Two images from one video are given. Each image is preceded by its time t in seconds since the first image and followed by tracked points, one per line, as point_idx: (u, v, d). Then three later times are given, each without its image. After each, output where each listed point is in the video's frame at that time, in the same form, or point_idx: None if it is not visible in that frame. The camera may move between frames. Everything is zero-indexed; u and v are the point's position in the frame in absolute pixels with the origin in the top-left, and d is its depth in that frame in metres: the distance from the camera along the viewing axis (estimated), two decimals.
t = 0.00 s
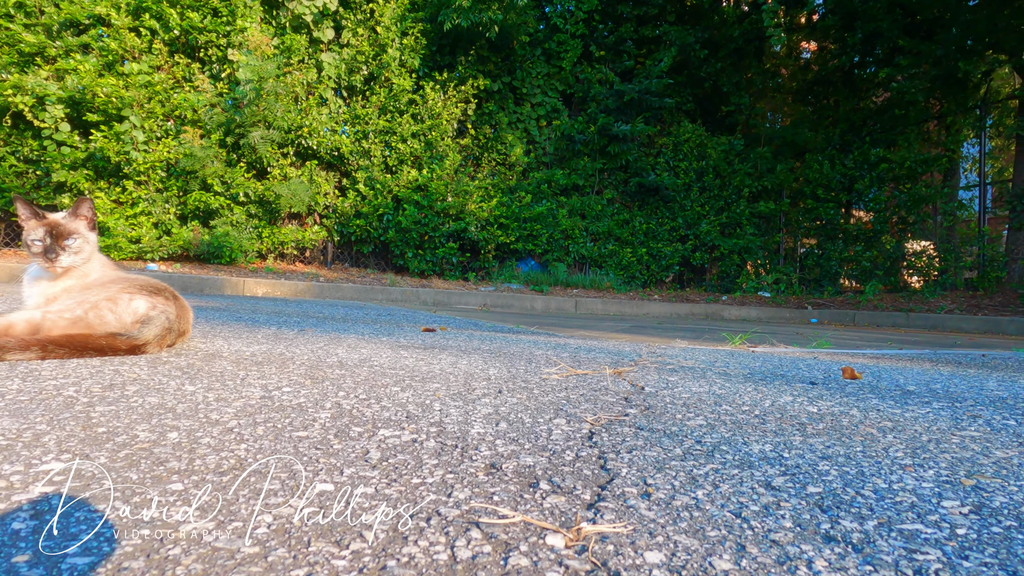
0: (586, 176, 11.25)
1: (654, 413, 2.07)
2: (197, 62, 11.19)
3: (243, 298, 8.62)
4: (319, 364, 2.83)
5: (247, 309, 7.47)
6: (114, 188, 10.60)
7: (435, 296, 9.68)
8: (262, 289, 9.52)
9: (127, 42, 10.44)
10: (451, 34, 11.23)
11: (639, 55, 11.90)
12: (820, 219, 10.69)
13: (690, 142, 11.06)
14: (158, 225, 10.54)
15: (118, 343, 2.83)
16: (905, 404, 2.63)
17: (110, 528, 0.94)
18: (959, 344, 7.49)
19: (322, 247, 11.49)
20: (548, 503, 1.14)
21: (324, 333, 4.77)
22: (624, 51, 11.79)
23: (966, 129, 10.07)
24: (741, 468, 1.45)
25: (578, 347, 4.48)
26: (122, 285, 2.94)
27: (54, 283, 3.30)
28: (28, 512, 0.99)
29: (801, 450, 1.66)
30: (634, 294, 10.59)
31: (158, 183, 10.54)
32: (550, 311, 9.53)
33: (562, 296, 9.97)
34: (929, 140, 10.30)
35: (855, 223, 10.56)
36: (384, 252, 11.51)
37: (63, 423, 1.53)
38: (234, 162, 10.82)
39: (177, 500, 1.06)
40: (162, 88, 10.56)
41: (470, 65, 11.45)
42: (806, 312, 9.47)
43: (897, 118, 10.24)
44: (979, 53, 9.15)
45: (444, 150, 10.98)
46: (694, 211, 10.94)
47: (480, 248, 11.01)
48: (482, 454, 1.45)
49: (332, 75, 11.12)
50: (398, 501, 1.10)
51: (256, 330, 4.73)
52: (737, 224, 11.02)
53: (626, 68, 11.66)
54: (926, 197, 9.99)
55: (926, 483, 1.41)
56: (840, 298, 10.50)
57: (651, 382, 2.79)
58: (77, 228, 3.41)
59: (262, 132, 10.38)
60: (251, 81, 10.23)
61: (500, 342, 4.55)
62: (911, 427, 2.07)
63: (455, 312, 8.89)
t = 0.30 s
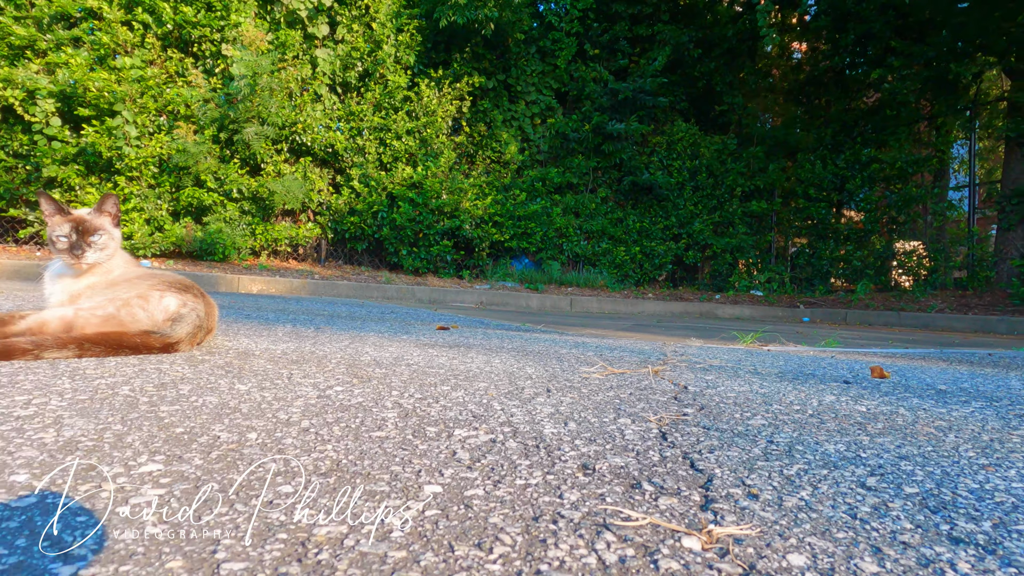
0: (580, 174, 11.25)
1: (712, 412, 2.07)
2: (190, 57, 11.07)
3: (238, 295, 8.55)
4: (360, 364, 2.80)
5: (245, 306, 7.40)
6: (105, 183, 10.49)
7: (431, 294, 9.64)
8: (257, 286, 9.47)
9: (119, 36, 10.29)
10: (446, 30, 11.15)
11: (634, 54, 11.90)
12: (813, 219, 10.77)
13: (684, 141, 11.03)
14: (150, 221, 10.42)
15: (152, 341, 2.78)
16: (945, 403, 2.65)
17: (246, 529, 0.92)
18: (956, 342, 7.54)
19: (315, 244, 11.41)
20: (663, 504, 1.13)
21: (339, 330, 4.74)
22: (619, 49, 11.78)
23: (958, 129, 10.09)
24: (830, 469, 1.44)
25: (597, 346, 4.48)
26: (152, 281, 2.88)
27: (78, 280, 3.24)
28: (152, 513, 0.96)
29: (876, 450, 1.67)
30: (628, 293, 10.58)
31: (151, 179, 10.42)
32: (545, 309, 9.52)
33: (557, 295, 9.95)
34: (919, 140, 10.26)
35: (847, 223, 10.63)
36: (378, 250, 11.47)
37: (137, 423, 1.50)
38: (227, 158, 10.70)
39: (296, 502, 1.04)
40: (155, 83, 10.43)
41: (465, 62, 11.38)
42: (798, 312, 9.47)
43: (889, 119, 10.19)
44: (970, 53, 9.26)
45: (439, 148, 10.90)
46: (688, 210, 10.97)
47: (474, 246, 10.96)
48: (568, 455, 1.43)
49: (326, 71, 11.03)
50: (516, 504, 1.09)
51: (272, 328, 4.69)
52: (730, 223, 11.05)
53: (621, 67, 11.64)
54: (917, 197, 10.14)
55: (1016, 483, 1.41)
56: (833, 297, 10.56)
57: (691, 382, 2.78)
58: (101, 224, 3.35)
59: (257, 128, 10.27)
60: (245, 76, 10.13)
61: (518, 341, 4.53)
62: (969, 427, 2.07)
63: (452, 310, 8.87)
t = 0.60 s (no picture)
0: (573, 174, 11.25)
1: (757, 415, 2.07)
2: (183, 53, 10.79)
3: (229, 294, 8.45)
4: (393, 365, 2.79)
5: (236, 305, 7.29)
6: (95, 180, 10.38)
7: (425, 292, 9.59)
8: (249, 285, 9.41)
9: (110, 31, 10.17)
10: (441, 28, 11.11)
11: (627, 54, 11.91)
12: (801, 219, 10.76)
13: (676, 141, 11.18)
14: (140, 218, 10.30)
15: (178, 343, 2.75)
16: (975, 405, 2.66)
17: (360, 541, 0.90)
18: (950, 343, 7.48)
19: (308, 242, 11.33)
20: (755, 512, 1.13)
21: (351, 330, 4.72)
22: (613, 49, 11.79)
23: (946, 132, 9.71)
24: (900, 474, 1.45)
25: (612, 347, 4.48)
26: (175, 282, 2.84)
27: (96, 280, 3.18)
28: (260, 525, 0.94)
29: (933, 455, 1.67)
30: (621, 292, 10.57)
31: (141, 176, 10.30)
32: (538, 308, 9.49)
33: (550, 294, 9.92)
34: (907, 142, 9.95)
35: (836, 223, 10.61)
36: (371, 248, 11.43)
37: (199, 429, 1.47)
38: (219, 156, 10.54)
39: (397, 512, 1.02)
40: (146, 79, 10.30)
41: (459, 60, 11.38)
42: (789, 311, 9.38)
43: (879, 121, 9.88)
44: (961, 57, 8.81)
45: (433, 146, 10.85)
46: (680, 210, 11.01)
47: (467, 245, 10.90)
48: (635, 460, 1.43)
49: (319, 68, 10.96)
50: (612, 513, 1.08)
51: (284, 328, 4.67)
52: (722, 223, 11.11)
53: (613, 66, 11.64)
54: (906, 199, 9.86)
55: None
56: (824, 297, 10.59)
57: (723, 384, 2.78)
58: (119, 224, 3.31)
59: (249, 125, 10.05)
60: (238, 73, 10.04)
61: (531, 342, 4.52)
62: (1011, 431, 2.09)
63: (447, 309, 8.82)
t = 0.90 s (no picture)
0: (563, 173, 11.24)
1: (781, 416, 2.07)
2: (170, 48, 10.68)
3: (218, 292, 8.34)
4: (408, 365, 2.77)
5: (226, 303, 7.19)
6: (81, 176, 10.26)
7: (416, 291, 9.54)
8: (238, 283, 9.32)
9: (96, 24, 10.02)
10: (431, 26, 11.05)
11: (617, 54, 11.91)
12: (790, 220, 10.68)
13: (667, 141, 11.07)
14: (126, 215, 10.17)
15: (190, 342, 2.70)
16: (985, 405, 2.69)
17: (432, 547, 0.89)
18: (939, 342, 7.54)
19: (297, 240, 11.25)
20: (814, 515, 1.12)
21: (353, 330, 4.69)
22: (603, 49, 11.78)
23: (931, 134, 9.84)
24: (939, 476, 1.45)
25: (616, 347, 4.48)
26: (185, 280, 2.79)
27: (101, 279, 3.12)
28: (327, 531, 0.92)
29: (965, 456, 1.68)
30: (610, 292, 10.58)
31: (128, 173, 10.18)
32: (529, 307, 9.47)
33: (541, 293, 9.91)
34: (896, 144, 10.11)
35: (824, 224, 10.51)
36: (361, 247, 11.38)
37: (235, 431, 1.45)
38: (208, 152, 10.45)
39: (457, 517, 1.01)
40: (134, 74, 10.15)
41: (450, 58, 11.33)
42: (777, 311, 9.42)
43: (865, 122, 9.99)
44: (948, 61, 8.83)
45: (424, 145, 10.82)
46: (669, 210, 10.97)
47: (457, 244, 10.87)
48: (678, 461, 1.42)
49: (309, 65, 10.84)
50: (673, 516, 1.07)
51: (286, 327, 4.63)
52: (711, 223, 11.06)
53: (604, 66, 11.61)
54: (892, 200, 9.90)
55: None
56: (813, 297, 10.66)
57: (738, 384, 2.79)
58: (128, 221, 3.29)
59: (238, 122, 10.04)
60: (228, 69, 9.95)
61: (535, 341, 4.51)
62: None
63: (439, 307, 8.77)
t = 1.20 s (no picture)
0: (552, 172, 11.22)
1: (799, 418, 2.08)
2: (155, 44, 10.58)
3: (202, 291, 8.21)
4: (419, 367, 2.76)
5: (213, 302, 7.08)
6: (64, 173, 10.14)
7: (405, 290, 9.47)
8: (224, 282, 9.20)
9: (80, 19, 9.88)
10: (420, 25, 10.99)
11: (605, 53, 11.91)
12: (776, 220, 10.72)
13: (654, 141, 11.05)
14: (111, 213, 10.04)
15: (199, 343, 2.66)
16: (991, 405, 2.71)
17: (497, 554, 0.89)
18: (924, 342, 7.53)
19: (284, 238, 11.15)
20: (861, 519, 1.12)
21: (353, 330, 4.65)
22: (592, 49, 11.78)
23: (914, 134, 9.98)
24: (970, 477, 1.46)
25: (619, 347, 4.48)
26: (190, 281, 2.75)
27: (102, 280, 3.07)
28: (387, 539, 0.91)
29: (989, 457, 1.69)
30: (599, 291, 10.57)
31: (113, 170, 10.05)
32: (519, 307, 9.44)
33: (530, 292, 9.89)
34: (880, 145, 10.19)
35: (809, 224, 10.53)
36: (348, 245, 11.30)
37: (266, 436, 1.43)
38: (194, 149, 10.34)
39: (512, 523, 1.00)
40: (119, 70, 10.01)
41: (439, 57, 11.26)
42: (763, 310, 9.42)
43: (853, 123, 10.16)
44: (931, 64, 9.04)
45: (413, 143, 10.75)
46: (657, 210, 10.95)
47: (446, 243, 10.82)
48: (713, 465, 1.42)
49: (297, 62, 10.68)
50: (724, 521, 1.07)
51: (285, 327, 4.58)
52: (698, 223, 11.05)
53: (592, 66, 11.59)
54: (876, 200, 9.98)
55: None
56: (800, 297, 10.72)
57: (748, 385, 2.80)
58: (127, 223, 3.22)
59: (225, 119, 9.86)
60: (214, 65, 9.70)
61: (536, 342, 4.51)
62: None
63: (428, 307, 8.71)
